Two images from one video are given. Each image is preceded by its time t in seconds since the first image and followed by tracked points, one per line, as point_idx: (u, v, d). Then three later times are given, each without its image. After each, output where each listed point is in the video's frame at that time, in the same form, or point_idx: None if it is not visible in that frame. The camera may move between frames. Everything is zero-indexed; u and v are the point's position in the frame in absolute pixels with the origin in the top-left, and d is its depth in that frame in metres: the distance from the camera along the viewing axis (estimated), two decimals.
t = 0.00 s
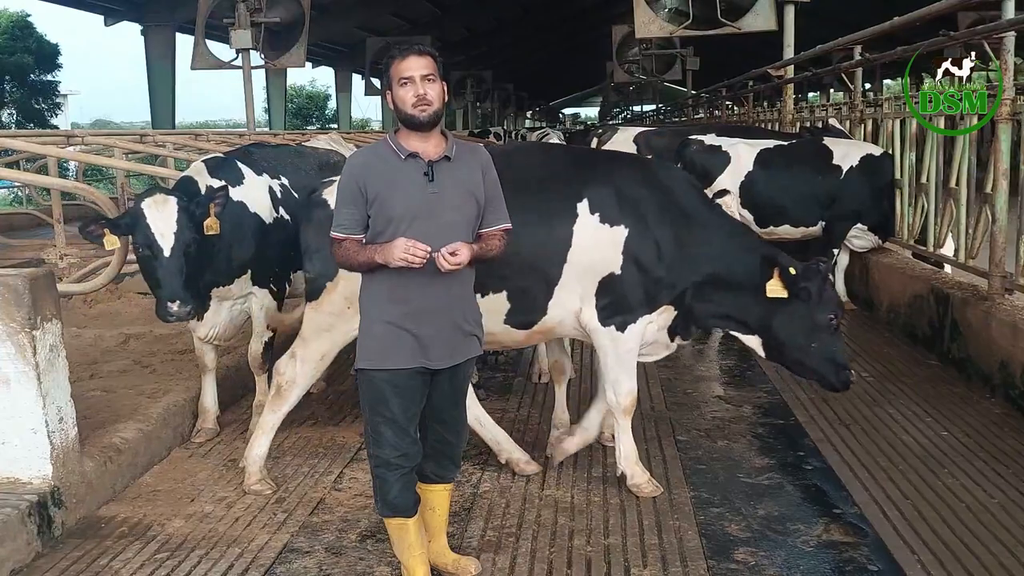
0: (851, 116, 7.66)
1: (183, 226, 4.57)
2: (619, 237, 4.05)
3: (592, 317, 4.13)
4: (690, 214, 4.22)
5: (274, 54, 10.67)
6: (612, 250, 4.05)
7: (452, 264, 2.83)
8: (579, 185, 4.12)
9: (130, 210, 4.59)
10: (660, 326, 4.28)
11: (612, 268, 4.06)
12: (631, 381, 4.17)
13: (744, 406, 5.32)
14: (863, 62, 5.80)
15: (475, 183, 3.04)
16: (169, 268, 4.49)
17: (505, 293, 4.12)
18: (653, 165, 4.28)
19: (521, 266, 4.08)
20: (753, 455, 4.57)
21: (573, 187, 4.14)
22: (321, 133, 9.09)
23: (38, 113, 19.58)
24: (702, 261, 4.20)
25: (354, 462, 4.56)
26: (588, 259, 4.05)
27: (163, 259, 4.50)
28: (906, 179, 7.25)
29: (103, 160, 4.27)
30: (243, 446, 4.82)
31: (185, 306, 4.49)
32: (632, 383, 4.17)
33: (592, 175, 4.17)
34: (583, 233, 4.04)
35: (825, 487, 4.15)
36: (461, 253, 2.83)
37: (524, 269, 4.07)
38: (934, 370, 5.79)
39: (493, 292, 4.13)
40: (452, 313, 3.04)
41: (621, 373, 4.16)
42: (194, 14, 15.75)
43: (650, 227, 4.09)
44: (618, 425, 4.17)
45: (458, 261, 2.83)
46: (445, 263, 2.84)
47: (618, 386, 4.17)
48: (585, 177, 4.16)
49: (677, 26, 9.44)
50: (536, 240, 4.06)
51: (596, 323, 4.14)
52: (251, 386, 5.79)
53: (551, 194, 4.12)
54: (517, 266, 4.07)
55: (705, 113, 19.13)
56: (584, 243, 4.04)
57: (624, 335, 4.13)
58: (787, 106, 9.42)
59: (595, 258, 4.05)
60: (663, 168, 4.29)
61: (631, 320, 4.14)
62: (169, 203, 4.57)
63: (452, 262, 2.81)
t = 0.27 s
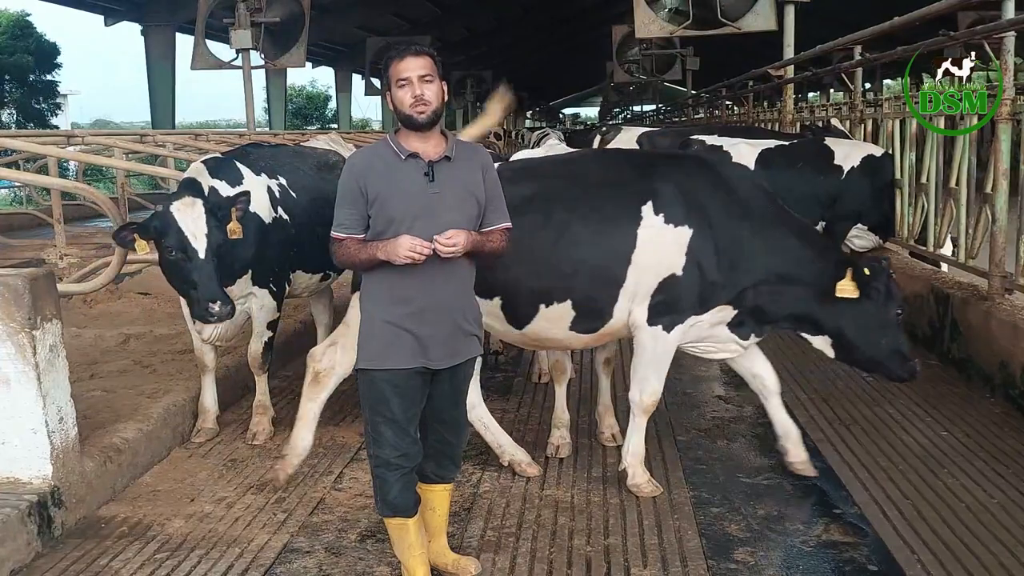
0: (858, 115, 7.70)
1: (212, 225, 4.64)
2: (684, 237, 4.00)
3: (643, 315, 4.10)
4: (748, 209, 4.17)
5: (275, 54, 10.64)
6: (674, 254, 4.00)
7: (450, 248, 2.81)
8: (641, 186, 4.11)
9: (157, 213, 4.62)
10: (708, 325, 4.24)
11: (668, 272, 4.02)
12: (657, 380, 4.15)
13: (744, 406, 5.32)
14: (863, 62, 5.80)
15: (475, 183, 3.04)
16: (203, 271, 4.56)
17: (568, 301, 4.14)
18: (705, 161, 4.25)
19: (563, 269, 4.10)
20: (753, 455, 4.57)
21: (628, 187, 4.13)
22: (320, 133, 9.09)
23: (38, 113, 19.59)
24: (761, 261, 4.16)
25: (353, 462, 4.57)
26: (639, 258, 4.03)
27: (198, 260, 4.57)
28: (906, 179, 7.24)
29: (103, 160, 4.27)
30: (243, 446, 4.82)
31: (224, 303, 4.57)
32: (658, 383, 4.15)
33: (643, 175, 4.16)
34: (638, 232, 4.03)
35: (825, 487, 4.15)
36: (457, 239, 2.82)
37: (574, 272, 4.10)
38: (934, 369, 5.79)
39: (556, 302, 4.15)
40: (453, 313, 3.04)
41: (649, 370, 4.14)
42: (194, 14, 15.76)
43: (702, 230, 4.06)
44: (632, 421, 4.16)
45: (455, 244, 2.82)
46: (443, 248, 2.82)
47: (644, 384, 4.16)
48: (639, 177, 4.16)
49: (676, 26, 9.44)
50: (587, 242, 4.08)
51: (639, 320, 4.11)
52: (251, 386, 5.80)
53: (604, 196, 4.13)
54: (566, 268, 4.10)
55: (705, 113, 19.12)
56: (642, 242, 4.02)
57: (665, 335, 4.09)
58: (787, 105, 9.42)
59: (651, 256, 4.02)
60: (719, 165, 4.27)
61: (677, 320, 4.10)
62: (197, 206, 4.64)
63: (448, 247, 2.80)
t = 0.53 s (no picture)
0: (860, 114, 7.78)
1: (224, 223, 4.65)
2: (737, 246, 4.03)
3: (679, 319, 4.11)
4: (801, 211, 4.20)
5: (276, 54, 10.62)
6: (723, 262, 4.03)
7: (449, 226, 2.81)
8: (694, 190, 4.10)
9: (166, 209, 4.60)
10: (744, 333, 4.25)
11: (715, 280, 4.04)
12: (677, 385, 4.14)
13: (744, 406, 5.32)
14: (863, 62, 5.79)
15: (475, 183, 3.04)
16: (216, 266, 4.57)
17: (626, 290, 4.12)
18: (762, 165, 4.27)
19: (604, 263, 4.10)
20: (753, 455, 4.57)
21: (684, 190, 4.12)
22: (320, 133, 9.09)
23: (38, 113, 19.58)
24: (811, 263, 4.18)
25: (354, 462, 4.56)
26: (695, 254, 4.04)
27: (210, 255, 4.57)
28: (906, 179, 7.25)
29: (103, 160, 4.27)
30: (243, 446, 4.82)
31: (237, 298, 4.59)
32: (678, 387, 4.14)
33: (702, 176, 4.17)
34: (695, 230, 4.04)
35: (825, 487, 4.15)
36: (456, 217, 2.83)
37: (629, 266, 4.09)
38: (934, 369, 5.79)
39: (615, 290, 4.13)
40: (453, 313, 3.04)
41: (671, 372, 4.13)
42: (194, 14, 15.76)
43: (751, 231, 4.06)
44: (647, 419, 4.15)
45: (453, 224, 2.82)
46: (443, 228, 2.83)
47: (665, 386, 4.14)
48: (698, 177, 4.17)
49: (676, 26, 9.44)
50: (643, 237, 4.07)
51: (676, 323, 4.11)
52: (251, 387, 5.80)
53: (664, 192, 4.13)
54: (620, 263, 4.09)
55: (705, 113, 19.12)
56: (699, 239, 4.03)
57: (702, 340, 4.11)
58: (787, 105, 9.41)
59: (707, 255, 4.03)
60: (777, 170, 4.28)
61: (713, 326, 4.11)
62: (208, 202, 4.63)
63: (446, 224, 2.80)
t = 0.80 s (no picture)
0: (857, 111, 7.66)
1: (212, 226, 4.56)
2: (789, 247, 3.89)
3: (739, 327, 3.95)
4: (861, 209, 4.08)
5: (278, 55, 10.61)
6: (774, 260, 3.90)
7: (454, 211, 2.80)
8: (744, 185, 3.97)
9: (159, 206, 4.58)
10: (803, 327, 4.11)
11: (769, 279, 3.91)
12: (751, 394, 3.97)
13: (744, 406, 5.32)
14: (863, 62, 5.78)
15: (474, 183, 3.04)
16: (196, 267, 4.47)
17: (682, 297, 4.00)
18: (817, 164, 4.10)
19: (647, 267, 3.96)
20: (753, 455, 4.56)
21: (740, 186, 3.97)
22: (320, 134, 9.10)
23: (38, 113, 19.59)
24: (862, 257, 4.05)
25: (354, 462, 4.56)
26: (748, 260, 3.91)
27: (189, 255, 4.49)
28: (906, 179, 7.24)
29: (103, 160, 4.26)
30: (243, 446, 4.82)
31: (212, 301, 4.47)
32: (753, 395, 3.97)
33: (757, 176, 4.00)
34: (750, 235, 3.89)
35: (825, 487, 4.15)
36: (463, 203, 2.82)
37: (681, 273, 3.95)
38: (934, 369, 5.79)
39: (673, 297, 4.02)
40: (453, 313, 3.04)
41: (743, 385, 3.96)
42: (194, 14, 15.76)
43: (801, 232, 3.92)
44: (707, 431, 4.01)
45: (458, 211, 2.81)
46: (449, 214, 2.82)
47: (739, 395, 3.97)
48: (755, 178, 4.00)
49: (676, 27, 9.43)
50: (697, 241, 3.92)
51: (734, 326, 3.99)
52: (251, 387, 5.80)
53: (719, 193, 3.95)
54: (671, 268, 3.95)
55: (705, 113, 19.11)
56: (752, 244, 3.89)
57: (762, 342, 3.95)
58: (787, 105, 9.40)
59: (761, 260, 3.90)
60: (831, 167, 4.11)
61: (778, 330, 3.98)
62: (199, 201, 4.57)
63: (452, 209, 2.79)
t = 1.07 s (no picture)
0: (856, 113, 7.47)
1: (183, 244, 4.45)
2: (853, 245, 4.01)
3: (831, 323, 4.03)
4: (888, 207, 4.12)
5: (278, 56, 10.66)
6: (843, 257, 4.00)
7: (456, 195, 2.79)
8: (798, 190, 4.05)
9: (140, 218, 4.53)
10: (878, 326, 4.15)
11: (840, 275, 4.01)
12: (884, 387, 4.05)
13: (745, 406, 5.32)
14: (863, 62, 5.78)
15: (475, 183, 3.04)
16: (154, 285, 4.36)
17: (738, 297, 4.07)
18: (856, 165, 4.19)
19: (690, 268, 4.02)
20: (753, 455, 4.56)
21: (792, 191, 4.05)
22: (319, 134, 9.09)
23: (38, 113, 19.58)
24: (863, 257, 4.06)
25: (354, 462, 4.56)
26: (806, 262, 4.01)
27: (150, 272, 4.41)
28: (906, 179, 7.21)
29: (102, 160, 4.26)
30: (243, 446, 4.82)
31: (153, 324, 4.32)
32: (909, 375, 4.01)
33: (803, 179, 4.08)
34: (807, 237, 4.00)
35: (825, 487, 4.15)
36: (465, 187, 2.80)
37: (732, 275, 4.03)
38: (934, 369, 5.78)
39: (728, 297, 4.08)
40: (453, 313, 3.04)
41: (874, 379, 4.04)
42: (195, 15, 15.76)
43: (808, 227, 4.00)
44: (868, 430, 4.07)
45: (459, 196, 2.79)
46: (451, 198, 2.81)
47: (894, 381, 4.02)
48: (808, 182, 4.08)
49: (677, 27, 9.43)
50: (748, 243, 4.00)
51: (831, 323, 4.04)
52: (251, 387, 5.80)
53: (769, 196, 4.04)
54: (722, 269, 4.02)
55: (705, 113, 19.09)
56: (813, 246, 4.00)
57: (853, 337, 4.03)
58: (788, 105, 9.40)
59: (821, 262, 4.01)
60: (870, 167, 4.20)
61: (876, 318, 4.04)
62: (178, 218, 4.48)
63: (454, 192, 2.78)
